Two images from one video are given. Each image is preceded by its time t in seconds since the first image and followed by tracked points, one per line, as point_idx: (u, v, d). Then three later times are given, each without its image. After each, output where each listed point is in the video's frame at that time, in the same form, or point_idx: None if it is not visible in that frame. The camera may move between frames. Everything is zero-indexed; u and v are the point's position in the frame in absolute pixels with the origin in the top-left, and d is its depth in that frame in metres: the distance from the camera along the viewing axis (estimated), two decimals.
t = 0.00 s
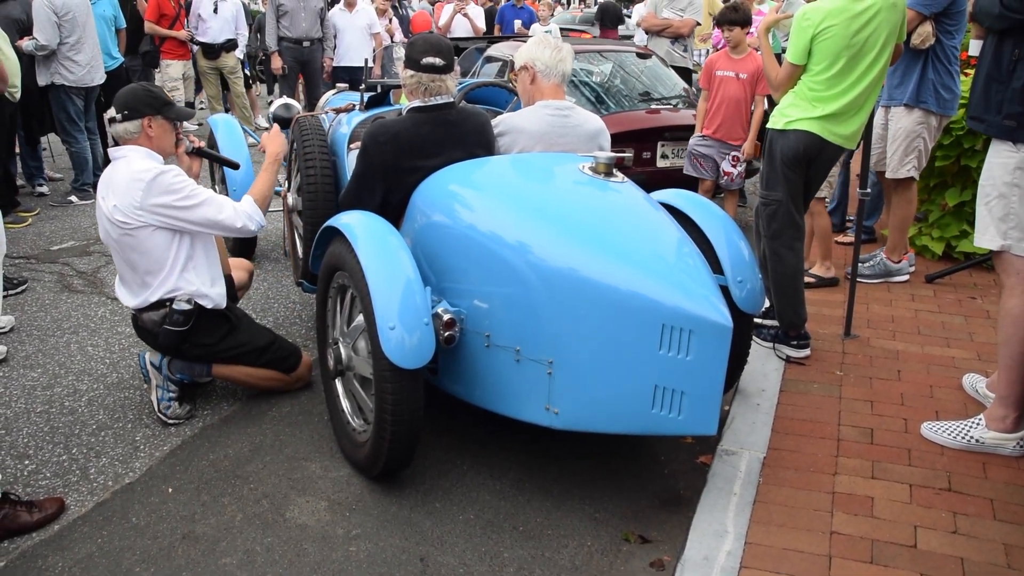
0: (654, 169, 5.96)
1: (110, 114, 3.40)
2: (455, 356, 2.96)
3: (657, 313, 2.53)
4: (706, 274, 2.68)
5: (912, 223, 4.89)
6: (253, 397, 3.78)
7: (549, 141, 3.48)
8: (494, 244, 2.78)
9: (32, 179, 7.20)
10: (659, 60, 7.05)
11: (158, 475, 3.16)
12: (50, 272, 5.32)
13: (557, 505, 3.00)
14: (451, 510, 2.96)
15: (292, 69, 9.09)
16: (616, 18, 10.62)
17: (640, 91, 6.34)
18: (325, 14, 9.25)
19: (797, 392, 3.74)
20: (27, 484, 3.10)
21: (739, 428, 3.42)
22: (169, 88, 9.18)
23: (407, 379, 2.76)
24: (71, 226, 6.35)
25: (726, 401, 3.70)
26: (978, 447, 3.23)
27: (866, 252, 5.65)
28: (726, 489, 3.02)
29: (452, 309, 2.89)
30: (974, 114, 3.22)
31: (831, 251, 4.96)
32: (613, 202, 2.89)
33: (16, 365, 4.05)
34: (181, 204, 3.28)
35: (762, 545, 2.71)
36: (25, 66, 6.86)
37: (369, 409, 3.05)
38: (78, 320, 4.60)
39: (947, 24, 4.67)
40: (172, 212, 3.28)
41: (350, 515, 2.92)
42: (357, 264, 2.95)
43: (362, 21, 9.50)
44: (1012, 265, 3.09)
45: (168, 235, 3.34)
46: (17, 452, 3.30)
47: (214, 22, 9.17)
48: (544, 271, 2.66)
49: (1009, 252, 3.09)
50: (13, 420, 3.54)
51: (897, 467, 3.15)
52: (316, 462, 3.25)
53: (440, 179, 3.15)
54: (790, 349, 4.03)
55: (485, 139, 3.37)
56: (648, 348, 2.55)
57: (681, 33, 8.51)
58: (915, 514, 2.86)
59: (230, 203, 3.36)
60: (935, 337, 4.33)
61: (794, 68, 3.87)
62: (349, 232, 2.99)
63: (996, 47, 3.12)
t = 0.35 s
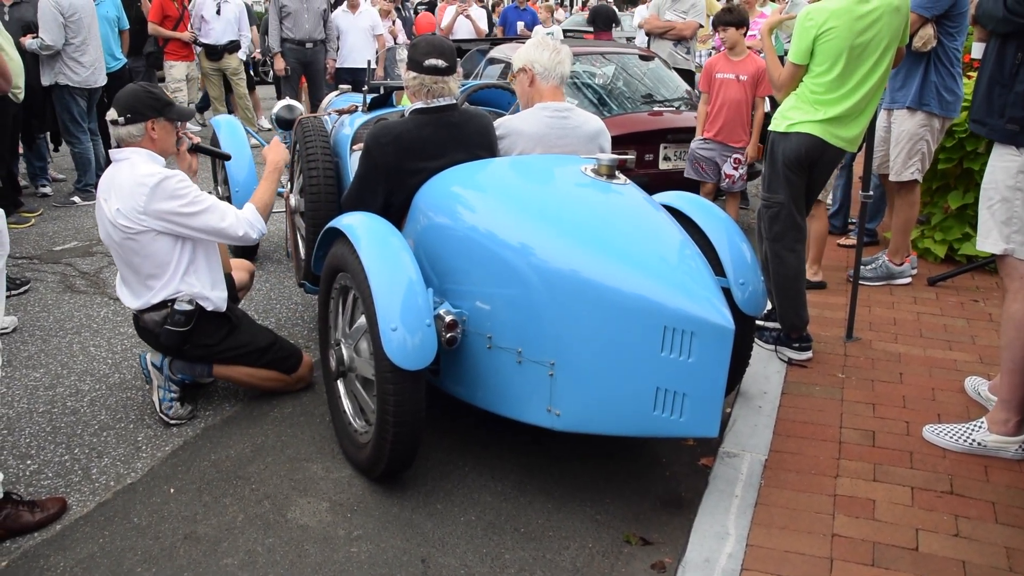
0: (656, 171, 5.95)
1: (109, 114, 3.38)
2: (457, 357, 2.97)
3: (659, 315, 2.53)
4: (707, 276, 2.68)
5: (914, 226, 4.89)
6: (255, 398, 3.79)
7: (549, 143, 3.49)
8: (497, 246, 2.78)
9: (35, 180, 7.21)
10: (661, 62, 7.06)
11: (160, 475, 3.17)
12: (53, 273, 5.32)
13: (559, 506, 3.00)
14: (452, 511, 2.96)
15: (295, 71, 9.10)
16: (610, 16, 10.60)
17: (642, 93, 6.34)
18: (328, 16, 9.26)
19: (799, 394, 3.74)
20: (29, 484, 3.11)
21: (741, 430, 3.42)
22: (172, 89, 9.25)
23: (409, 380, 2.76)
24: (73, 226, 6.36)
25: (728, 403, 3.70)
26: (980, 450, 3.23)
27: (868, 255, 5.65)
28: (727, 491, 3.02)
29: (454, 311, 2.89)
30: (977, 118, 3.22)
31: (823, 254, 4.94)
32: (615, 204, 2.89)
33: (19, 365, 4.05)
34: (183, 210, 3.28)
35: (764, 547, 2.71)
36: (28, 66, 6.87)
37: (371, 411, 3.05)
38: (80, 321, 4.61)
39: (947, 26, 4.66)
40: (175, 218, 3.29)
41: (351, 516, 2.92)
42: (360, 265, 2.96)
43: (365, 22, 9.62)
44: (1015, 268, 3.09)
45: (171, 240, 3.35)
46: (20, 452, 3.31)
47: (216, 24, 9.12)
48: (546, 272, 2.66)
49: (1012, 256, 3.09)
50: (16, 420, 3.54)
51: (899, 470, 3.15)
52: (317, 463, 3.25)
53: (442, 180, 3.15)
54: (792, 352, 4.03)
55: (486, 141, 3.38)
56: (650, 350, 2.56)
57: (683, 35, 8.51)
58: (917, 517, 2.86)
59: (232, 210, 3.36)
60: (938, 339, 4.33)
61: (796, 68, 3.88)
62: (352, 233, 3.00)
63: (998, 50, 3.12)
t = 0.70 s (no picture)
0: (657, 172, 5.96)
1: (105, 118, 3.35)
2: (458, 358, 2.97)
3: (659, 316, 2.54)
4: (708, 277, 2.69)
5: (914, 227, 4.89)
6: (257, 399, 3.79)
7: (549, 145, 3.49)
8: (497, 247, 2.79)
9: (36, 182, 7.21)
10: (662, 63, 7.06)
11: (162, 476, 3.17)
12: (55, 275, 5.33)
13: (560, 507, 3.01)
14: (453, 512, 2.96)
15: (296, 72, 9.11)
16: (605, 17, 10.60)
17: (643, 94, 6.35)
18: (329, 18, 9.26)
19: (800, 395, 3.74)
20: (31, 485, 3.12)
21: (742, 431, 3.42)
22: (173, 91, 9.18)
23: (410, 382, 2.77)
24: (75, 228, 6.37)
25: (729, 404, 3.70)
26: (981, 450, 3.23)
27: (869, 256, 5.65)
28: (728, 492, 3.02)
29: (455, 312, 2.89)
30: (977, 119, 3.22)
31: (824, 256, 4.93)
32: (616, 205, 2.89)
33: (21, 367, 4.06)
34: (184, 213, 3.28)
35: (764, 548, 2.71)
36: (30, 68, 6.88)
37: (371, 412, 3.05)
38: (81, 323, 4.61)
39: (947, 26, 4.66)
40: (176, 222, 3.29)
41: (352, 518, 2.92)
42: (360, 267, 2.96)
43: (366, 24, 9.56)
44: (1015, 269, 3.09)
45: (171, 244, 3.35)
46: (21, 453, 3.32)
47: (217, 26, 9.14)
48: (547, 273, 2.66)
49: (1014, 258, 3.09)
50: (17, 422, 3.55)
51: (900, 470, 3.15)
52: (318, 464, 3.26)
53: (443, 182, 3.15)
54: (792, 352, 4.04)
55: (487, 143, 3.39)
56: (650, 351, 2.56)
57: (684, 36, 8.53)
58: (918, 517, 2.86)
59: (232, 210, 3.37)
60: (938, 340, 4.33)
61: (797, 67, 3.88)
62: (353, 235, 3.00)
63: (998, 51, 3.12)
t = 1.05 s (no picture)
0: (658, 173, 5.96)
1: (101, 122, 3.36)
2: (458, 358, 2.97)
3: (660, 317, 2.54)
4: (709, 278, 2.69)
5: (915, 228, 4.89)
6: (258, 399, 3.79)
7: (550, 146, 3.50)
8: (498, 248, 2.79)
9: (38, 182, 7.22)
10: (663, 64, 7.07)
11: (162, 477, 3.18)
12: (56, 275, 5.34)
13: (560, 508, 3.01)
14: (454, 513, 2.96)
15: (297, 73, 9.12)
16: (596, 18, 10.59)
17: (644, 94, 6.35)
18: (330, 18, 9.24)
19: (801, 396, 3.74)
20: (32, 485, 3.12)
21: (743, 432, 3.42)
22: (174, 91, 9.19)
23: (410, 382, 2.77)
24: (76, 228, 6.38)
25: (729, 405, 3.70)
26: (981, 452, 3.23)
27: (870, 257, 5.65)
28: (728, 493, 3.02)
29: (456, 313, 2.90)
30: (975, 119, 3.22)
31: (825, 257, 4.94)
32: (616, 206, 2.89)
33: (22, 367, 4.07)
34: (183, 217, 3.29)
35: (765, 549, 2.72)
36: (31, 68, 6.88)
37: (372, 413, 3.05)
38: (82, 323, 4.62)
39: (947, 28, 4.67)
40: (175, 226, 3.29)
41: (352, 518, 2.93)
42: (362, 267, 2.96)
43: (368, 25, 9.69)
44: (1014, 270, 3.09)
45: (170, 247, 3.35)
46: (22, 453, 3.32)
47: (218, 27, 9.13)
48: (547, 274, 2.66)
49: (1012, 258, 3.09)
50: (18, 422, 3.55)
51: (900, 471, 3.15)
52: (319, 465, 3.26)
53: (444, 183, 3.16)
54: (794, 353, 4.03)
55: (489, 143, 3.39)
56: (651, 352, 2.56)
57: (685, 38, 8.55)
58: (918, 518, 2.86)
59: (231, 215, 3.38)
60: (939, 341, 4.33)
61: (798, 69, 3.89)
62: (354, 235, 3.00)
63: (996, 51, 3.13)
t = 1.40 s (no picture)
0: (659, 173, 5.96)
1: (107, 122, 3.40)
2: (459, 358, 2.97)
3: (660, 317, 2.54)
4: (709, 279, 2.69)
5: (916, 228, 4.89)
6: (258, 399, 3.80)
7: (549, 145, 3.49)
8: (499, 248, 2.79)
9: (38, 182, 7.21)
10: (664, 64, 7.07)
11: (163, 477, 3.18)
12: (57, 275, 5.34)
13: (561, 508, 3.01)
14: (454, 513, 2.96)
15: (298, 73, 9.11)
16: (586, 19, 10.59)
17: (645, 95, 6.35)
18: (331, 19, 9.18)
19: (801, 396, 3.74)
20: (33, 485, 3.12)
21: (743, 432, 3.42)
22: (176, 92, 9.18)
23: (411, 382, 2.77)
24: (76, 229, 6.38)
25: (730, 405, 3.70)
26: (981, 452, 3.23)
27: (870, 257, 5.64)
28: (729, 493, 3.02)
29: (456, 313, 2.90)
30: (975, 119, 3.22)
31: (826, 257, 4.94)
32: (617, 206, 2.90)
33: (22, 367, 4.07)
34: (181, 219, 3.29)
35: (766, 549, 2.72)
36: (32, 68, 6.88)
37: (373, 413, 3.06)
38: (83, 323, 4.62)
39: (948, 28, 4.67)
40: (173, 228, 3.29)
41: (353, 518, 2.93)
42: (362, 267, 2.97)
43: (368, 25, 9.74)
44: (1014, 270, 3.09)
45: (169, 249, 3.35)
46: (23, 453, 3.32)
47: (219, 27, 9.16)
48: (548, 273, 2.67)
49: (1012, 258, 3.08)
50: (19, 423, 3.55)
51: (901, 471, 3.15)
52: (320, 465, 3.26)
53: (444, 183, 3.16)
54: (794, 353, 4.03)
55: (489, 143, 3.39)
56: (652, 351, 2.56)
57: (685, 38, 8.56)
58: (918, 518, 2.86)
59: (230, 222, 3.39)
60: (940, 341, 4.33)
61: (799, 69, 3.89)
62: (354, 236, 3.00)
63: (997, 50, 3.13)
